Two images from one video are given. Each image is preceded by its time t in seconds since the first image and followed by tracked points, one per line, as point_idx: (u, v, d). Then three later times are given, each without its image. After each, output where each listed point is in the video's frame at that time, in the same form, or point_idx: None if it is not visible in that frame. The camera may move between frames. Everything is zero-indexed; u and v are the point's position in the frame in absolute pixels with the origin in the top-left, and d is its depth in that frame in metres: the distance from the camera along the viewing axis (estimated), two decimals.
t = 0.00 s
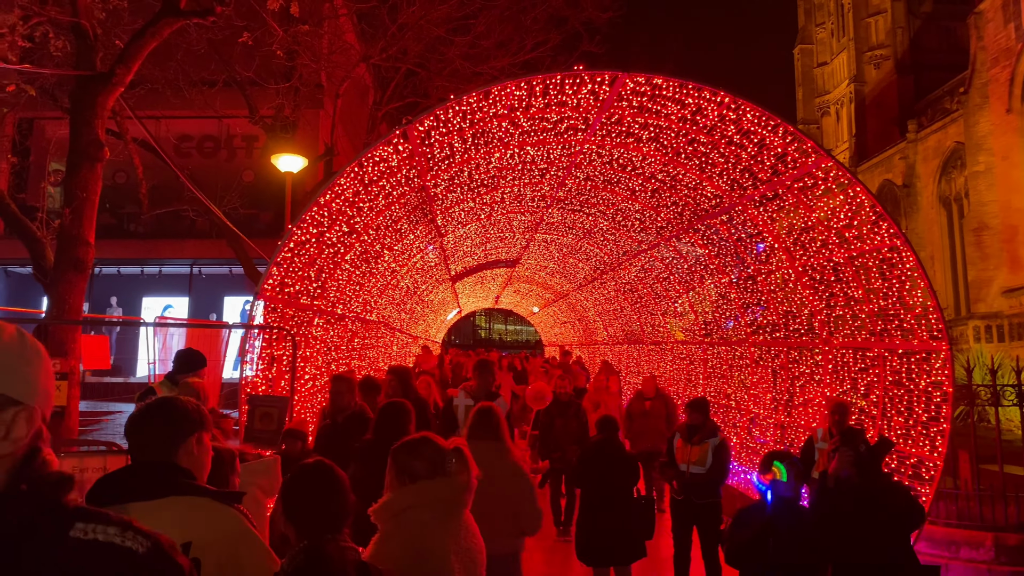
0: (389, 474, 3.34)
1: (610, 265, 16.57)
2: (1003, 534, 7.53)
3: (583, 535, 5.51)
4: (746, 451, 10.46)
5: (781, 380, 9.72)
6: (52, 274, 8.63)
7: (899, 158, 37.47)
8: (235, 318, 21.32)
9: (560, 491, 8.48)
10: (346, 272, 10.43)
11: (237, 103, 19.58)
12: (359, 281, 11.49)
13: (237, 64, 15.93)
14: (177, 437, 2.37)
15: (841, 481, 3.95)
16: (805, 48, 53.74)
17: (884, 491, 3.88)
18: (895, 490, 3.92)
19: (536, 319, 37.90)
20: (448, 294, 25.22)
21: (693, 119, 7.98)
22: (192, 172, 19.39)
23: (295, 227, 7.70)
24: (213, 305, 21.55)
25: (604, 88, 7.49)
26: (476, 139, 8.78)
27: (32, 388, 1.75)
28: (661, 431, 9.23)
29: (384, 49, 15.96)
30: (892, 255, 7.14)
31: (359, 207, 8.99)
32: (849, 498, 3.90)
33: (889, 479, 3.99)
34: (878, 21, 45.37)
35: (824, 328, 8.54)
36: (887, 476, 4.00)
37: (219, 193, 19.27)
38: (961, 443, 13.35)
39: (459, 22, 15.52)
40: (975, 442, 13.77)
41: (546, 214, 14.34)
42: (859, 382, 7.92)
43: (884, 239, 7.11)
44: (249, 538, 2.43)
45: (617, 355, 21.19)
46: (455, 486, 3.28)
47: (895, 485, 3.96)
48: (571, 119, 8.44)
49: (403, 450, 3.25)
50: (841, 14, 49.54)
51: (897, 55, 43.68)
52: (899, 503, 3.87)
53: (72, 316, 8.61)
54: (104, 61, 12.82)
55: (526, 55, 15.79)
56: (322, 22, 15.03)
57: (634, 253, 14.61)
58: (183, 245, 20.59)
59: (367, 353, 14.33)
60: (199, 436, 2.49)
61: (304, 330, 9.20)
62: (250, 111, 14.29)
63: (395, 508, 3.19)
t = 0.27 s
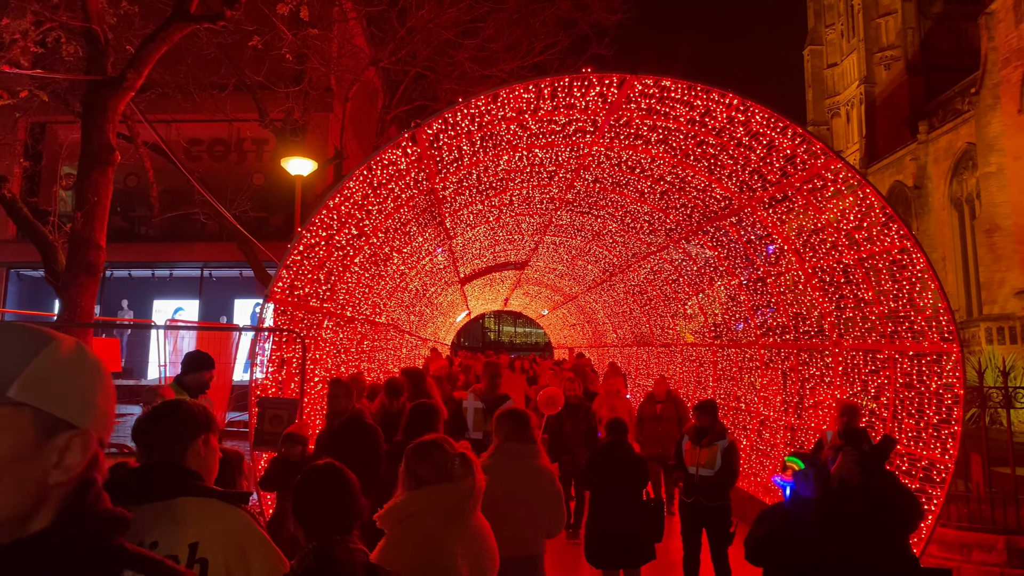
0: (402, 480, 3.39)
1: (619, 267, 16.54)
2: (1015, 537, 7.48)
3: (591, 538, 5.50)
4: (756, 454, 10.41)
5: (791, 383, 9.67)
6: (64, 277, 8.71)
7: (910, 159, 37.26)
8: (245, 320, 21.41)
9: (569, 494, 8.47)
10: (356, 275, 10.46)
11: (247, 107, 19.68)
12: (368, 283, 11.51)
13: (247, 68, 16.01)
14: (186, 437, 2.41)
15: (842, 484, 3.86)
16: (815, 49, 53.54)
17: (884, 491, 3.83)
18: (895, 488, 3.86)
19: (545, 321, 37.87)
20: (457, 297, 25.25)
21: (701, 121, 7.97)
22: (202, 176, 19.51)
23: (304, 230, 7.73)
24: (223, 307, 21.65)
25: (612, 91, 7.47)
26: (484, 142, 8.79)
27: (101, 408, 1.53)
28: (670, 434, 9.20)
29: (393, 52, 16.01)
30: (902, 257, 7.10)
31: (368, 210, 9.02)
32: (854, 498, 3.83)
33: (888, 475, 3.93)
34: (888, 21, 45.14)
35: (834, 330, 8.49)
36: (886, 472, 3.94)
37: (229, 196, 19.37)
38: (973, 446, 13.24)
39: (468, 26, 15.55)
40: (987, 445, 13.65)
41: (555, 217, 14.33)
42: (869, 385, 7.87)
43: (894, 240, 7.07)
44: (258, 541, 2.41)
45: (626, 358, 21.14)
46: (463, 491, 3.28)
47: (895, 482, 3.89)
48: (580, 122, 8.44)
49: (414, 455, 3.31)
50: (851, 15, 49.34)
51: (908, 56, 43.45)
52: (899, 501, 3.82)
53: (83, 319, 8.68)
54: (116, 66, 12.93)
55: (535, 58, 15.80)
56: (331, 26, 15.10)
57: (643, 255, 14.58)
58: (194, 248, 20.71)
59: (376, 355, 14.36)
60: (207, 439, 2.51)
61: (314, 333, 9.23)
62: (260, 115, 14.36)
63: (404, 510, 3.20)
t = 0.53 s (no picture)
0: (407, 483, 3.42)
1: (627, 269, 16.53)
2: None
3: (596, 541, 5.50)
4: (764, 456, 10.38)
5: (799, 385, 9.63)
6: (74, 281, 8.78)
7: (919, 160, 37.06)
8: (254, 322, 21.50)
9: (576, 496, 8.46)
10: (363, 278, 10.49)
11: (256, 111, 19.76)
12: (376, 286, 11.55)
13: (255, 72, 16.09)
14: (197, 441, 2.45)
15: (843, 486, 3.85)
16: (823, 49, 53.33)
17: (885, 493, 3.82)
18: (896, 491, 3.85)
19: (553, 323, 37.83)
20: (464, 299, 25.26)
21: (707, 124, 7.97)
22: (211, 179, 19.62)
23: (312, 233, 7.77)
24: (231, 310, 21.75)
25: (619, 94, 7.48)
26: (491, 145, 8.81)
27: (123, 424, 1.47)
28: (677, 437, 9.18)
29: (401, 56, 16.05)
30: (910, 260, 7.07)
31: (376, 213, 9.05)
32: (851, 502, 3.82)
33: (889, 477, 3.92)
34: (897, 22, 44.93)
35: (841, 332, 8.46)
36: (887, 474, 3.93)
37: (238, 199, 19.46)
38: (983, 448, 13.16)
39: (475, 29, 15.57)
40: (997, 448, 13.57)
41: (563, 220, 14.33)
42: (877, 387, 7.84)
43: (902, 242, 7.04)
44: (265, 544, 2.42)
45: (633, 360, 21.10)
46: (465, 496, 3.29)
47: (896, 485, 3.88)
48: (587, 125, 8.46)
49: (419, 460, 3.33)
50: (860, 16, 49.14)
51: (917, 57, 43.24)
52: (901, 504, 3.80)
53: (94, 322, 8.75)
54: (126, 71, 13.02)
55: (542, 60, 15.81)
56: (339, 29, 15.15)
57: (651, 258, 14.57)
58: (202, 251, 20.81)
59: (384, 358, 14.39)
60: (218, 444, 2.56)
61: (321, 335, 9.27)
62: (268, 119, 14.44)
63: (404, 512, 3.22)
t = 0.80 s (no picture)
0: (406, 488, 3.43)
1: (632, 271, 16.53)
2: None
3: (598, 545, 5.50)
4: (769, 458, 10.37)
5: (804, 387, 9.60)
6: (81, 284, 8.85)
7: (927, 161, 36.93)
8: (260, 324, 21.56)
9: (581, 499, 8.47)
10: (369, 280, 10.52)
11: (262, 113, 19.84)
12: (381, 288, 11.57)
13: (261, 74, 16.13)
14: (196, 447, 2.46)
15: (849, 491, 3.86)
16: (830, 50, 53.12)
17: (892, 496, 3.83)
18: (902, 496, 3.85)
19: (559, 324, 37.81)
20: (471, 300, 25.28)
21: (712, 126, 7.97)
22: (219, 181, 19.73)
23: (317, 236, 7.80)
24: (238, 312, 21.83)
25: (622, 97, 7.49)
26: (495, 148, 8.84)
27: (59, 445, 1.61)
28: (682, 440, 9.18)
29: (406, 58, 16.08)
30: (915, 261, 7.05)
31: (381, 215, 9.08)
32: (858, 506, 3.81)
33: (894, 482, 3.92)
34: (904, 22, 44.74)
35: (847, 334, 8.43)
36: (892, 479, 3.94)
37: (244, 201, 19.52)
38: (990, 450, 13.10)
39: (480, 31, 15.59)
40: (1004, 450, 13.50)
41: (568, 222, 14.35)
42: (882, 389, 7.82)
43: (907, 244, 7.03)
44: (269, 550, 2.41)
45: (639, 361, 21.07)
46: (463, 502, 3.29)
47: (902, 491, 3.88)
48: (591, 127, 8.47)
49: (418, 465, 3.34)
50: (867, 16, 48.97)
51: (924, 57, 43.08)
52: (907, 507, 3.81)
53: (100, 324, 8.80)
54: (133, 75, 13.11)
55: (547, 62, 15.82)
56: (345, 31, 15.19)
57: (656, 259, 14.55)
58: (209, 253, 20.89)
59: (390, 360, 14.41)
60: (219, 450, 2.57)
61: (327, 337, 9.30)
62: (274, 121, 14.47)
63: (401, 517, 3.26)
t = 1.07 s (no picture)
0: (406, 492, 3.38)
1: (637, 272, 16.51)
2: None
3: (600, 548, 5.47)
4: (774, 460, 10.33)
5: (809, 389, 9.57)
6: (85, 285, 8.88)
7: (933, 162, 36.81)
8: (265, 325, 21.58)
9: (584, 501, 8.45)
10: (373, 281, 10.51)
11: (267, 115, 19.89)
12: (385, 290, 11.57)
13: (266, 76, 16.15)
14: (194, 452, 2.44)
15: (854, 496, 3.81)
16: (835, 50, 52.95)
17: (897, 504, 3.79)
18: (907, 500, 3.82)
19: (563, 326, 37.78)
20: (475, 301, 25.27)
21: (716, 127, 7.94)
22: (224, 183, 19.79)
23: (321, 238, 7.80)
24: (242, 313, 21.87)
25: (626, 98, 7.47)
26: (499, 149, 8.83)
27: None
28: (686, 442, 9.16)
29: (410, 59, 16.08)
30: (921, 263, 7.02)
31: (385, 217, 9.08)
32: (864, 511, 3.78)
33: (900, 486, 3.89)
34: (909, 23, 44.60)
35: (852, 336, 8.39)
36: (897, 483, 3.90)
37: (249, 202, 19.56)
38: (997, 453, 13.03)
39: (484, 32, 15.59)
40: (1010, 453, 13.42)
41: (572, 223, 14.32)
42: (887, 391, 7.78)
43: (913, 245, 6.99)
44: (266, 553, 2.43)
45: (644, 363, 21.03)
46: (464, 504, 3.30)
47: (907, 495, 3.85)
48: (595, 128, 8.46)
49: (418, 467, 3.30)
50: (872, 17, 48.82)
51: (930, 58, 42.93)
52: (913, 515, 3.76)
53: (104, 326, 8.82)
54: (138, 77, 13.15)
55: (551, 63, 15.81)
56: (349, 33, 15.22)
57: (661, 261, 14.53)
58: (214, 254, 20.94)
59: (394, 361, 14.42)
60: (219, 453, 2.56)
61: (331, 339, 9.30)
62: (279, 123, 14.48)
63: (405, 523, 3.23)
